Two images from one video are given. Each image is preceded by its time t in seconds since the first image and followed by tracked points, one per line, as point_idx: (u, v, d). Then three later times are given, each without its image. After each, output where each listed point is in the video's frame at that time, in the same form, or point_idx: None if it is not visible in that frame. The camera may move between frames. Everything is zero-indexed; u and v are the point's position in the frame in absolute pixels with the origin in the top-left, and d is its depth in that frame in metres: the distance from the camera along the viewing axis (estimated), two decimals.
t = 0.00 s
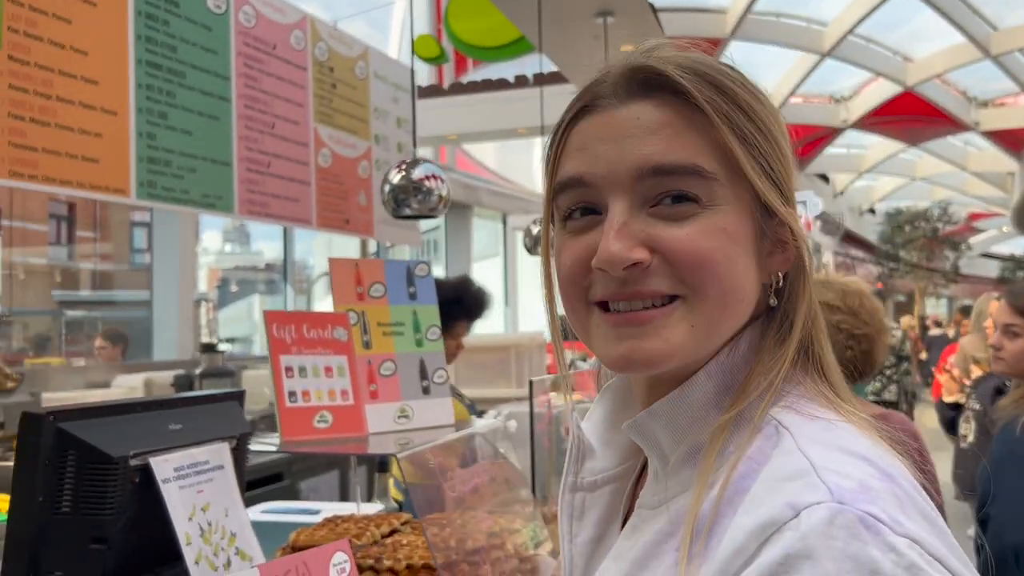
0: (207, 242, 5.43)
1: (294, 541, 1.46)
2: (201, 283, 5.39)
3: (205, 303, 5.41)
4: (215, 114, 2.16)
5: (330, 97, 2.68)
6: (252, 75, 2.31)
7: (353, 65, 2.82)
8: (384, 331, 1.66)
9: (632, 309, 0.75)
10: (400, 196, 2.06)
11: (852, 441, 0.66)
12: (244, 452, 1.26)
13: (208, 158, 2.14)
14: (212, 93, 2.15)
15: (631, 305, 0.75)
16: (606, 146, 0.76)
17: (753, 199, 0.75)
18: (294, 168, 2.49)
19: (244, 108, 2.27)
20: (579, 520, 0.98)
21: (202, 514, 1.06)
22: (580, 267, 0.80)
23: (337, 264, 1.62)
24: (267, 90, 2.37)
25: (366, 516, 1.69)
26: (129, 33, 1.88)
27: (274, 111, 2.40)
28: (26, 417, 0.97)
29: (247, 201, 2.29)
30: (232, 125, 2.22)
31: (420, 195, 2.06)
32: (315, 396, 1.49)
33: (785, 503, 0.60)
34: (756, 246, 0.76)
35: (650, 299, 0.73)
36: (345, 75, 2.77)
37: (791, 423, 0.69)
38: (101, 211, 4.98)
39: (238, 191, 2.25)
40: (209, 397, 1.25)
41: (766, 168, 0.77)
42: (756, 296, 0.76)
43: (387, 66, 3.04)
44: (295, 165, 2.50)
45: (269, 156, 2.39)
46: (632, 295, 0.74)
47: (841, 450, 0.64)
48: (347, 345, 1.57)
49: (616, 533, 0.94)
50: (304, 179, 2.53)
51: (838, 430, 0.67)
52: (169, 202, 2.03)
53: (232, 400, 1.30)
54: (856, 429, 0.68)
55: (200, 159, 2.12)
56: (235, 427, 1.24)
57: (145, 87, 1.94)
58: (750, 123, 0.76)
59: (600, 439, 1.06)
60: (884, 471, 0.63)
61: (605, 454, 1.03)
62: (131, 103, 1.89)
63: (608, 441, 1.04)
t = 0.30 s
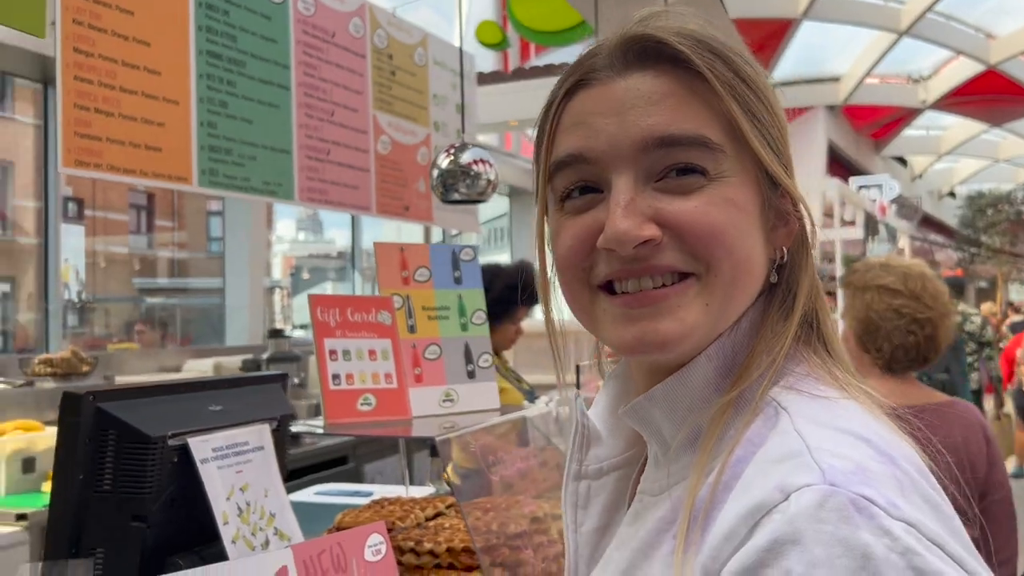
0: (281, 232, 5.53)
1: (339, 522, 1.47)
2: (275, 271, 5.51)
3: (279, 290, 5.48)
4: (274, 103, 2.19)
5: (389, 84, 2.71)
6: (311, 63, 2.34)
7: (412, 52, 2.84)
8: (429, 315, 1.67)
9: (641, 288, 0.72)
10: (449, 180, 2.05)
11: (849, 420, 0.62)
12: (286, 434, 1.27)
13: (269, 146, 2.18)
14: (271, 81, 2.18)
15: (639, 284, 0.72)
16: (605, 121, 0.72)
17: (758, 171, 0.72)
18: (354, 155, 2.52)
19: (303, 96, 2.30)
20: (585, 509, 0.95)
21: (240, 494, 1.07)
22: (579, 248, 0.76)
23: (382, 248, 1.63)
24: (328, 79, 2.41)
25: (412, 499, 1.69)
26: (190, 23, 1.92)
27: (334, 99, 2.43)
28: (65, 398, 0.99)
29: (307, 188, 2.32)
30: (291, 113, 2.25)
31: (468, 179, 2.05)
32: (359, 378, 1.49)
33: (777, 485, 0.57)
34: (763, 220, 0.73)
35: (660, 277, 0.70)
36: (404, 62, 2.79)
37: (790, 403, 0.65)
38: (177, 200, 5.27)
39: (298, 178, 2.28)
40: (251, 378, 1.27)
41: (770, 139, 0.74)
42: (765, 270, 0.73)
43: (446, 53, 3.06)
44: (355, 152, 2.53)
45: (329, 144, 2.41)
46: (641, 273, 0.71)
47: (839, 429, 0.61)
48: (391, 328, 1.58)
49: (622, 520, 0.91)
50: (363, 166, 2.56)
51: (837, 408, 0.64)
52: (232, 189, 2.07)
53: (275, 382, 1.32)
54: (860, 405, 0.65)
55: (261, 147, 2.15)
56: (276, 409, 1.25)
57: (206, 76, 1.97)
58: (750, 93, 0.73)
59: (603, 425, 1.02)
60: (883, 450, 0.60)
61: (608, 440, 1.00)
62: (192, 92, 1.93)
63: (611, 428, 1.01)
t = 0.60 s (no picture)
0: (368, 219, 5.53)
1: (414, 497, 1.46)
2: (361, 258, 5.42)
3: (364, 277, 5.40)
4: (353, 85, 2.20)
5: (467, 65, 2.71)
6: (390, 45, 2.34)
7: (491, 33, 2.84)
8: (502, 291, 1.64)
9: (720, 241, 0.67)
10: (524, 156, 2.02)
11: (947, 383, 0.56)
12: (358, 407, 1.26)
13: (350, 129, 2.19)
14: (351, 64, 2.19)
15: (718, 237, 0.67)
16: (678, 61, 0.67)
17: (846, 113, 0.66)
18: (432, 137, 2.52)
19: (382, 78, 2.32)
20: (655, 483, 0.91)
21: (310, 466, 1.07)
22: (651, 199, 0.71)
23: (457, 223, 1.61)
24: (405, 60, 2.41)
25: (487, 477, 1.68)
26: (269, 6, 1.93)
27: (412, 81, 2.44)
28: (138, 365, 0.99)
29: (387, 169, 2.33)
30: (370, 95, 2.26)
31: (543, 154, 2.01)
32: (432, 353, 1.48)
33: (866, 452, 0.51)
34: (853, 165, 0.67)
35: (739, 226, 0.65)
36: (482, 43, 2.78)
37: (882, 365, 0.59)
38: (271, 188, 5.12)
39: (379, 161, 2.30)
40: (321, 351, 1.26)
41: (857, 77, 0.68)
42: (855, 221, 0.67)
43: (525, 34, 3.04)
44: (435, 134, 2.53)
45: (409, 126, 2.42)
46: (719, 223, 0.66)
47: (936, 393, 0.55)
48: (464, 304, 1.56)
49: (696, 495, 0.86)
50: (442, 148, 2.56)
51: (935, 369, 0.57)
52: (312, 171, 2.09)
53: (347, 355, 1.31)
54: (959, 366, 0.59)
55: (341, 130, 2.17)
56: (348, 382, 1.25)
57: (287, 59, 1.99)
58: (835, 26, 0.67)
59: (672, 395, 0.97)
60: (988, 417, 0.53)
61: (679, 411, 0.95)
62: (273, 75, 1.94)
63: (681, 398, 0.96)
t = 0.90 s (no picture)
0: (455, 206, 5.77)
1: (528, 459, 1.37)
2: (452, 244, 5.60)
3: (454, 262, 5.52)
4: (453, 49, 2.19)
5: (569, 29, 2.65)
6: (488, 8, 2.32)
7: None
8: (620, 243, 1.53)
9: (966, 83, 0.62)
10: (639, 103, 1.93)
11: None
12: (474, 356, 1.18)
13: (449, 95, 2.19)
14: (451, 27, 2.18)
15: (962, 79, 0.62)
16: None
17: None
18: (533, 104, 2.50)
19: (483, 41, 2.30)
20: (856, 410, 0.86)
21: (428, 413, 0.99)
22: (873, 36, 0.69)
23: (570, 169, 1.53)
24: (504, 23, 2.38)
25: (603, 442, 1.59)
26: None
27: (512, 45, 2.41)
28: (249, 300, 0.93)
29: (485, 136, 2.33)
30: (470, 58, 2.25)
31: (660, 101, 1.91)
32: (548, 305, 1.40)
33: None
34: None
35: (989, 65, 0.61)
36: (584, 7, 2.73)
37: None
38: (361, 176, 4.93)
39: (478, 127, 2.29)
40: (434, 297, 1.18)
41: None
42: None
43: None
44: (534, 101, 2.51)
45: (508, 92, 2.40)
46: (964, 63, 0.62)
47: None
48: (581, 254, 1.47)
49: (910, 429, 0.81)
50: (543, 116, 2.53)
51: None
52: (413, 138, 2.09)
53: (461, 304, 1.23)
54: None
55: (441, 95, 2.16)
56: (464, 328, 1.17)
57: (387, 21, 1.98)
58: None
59: (871, 310, 0.91)
60: None
61: (881, 328, 0.89)
62: (374, 37, 1.94)
63: (883, 316, 0.89)
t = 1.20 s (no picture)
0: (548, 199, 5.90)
1: (659, 465, 1.28)
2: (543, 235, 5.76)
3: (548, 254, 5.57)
4: (559, 35, 2.24)
5: (675, 11, 2.63)
6: None
7: None
8: (757, 229, 1.44)
9: None
10: (771, 79, 2.11)
11: None
12: (604, 353, 1.08)
13: (552, 80, 2.22)
14: (556, 12, 2.23)
15: None
16: None
17: None
18: (639, 89, 2.49)
19: (587, 26, 2.33)
20: None
21: (561, 416, 0.89)
22: None
23: (702, 149, 1.45)
24: (611, 8, 2.40)
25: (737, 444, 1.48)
26: None
27: (617, 29, 2.43)
28: (370, 292, 0.86)
29: (591, 123, 2.34)
30: (574, 44, 2.29)
31: (791, 76, 2.09)
32: (681, 298, 1.29)
33: None
34: None
35: None
36: None
37: None
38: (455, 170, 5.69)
39: (582, 113, 2.32)
40: (562, 287, 1.09)
41: None
42: None
43: None
44: (640, 85, 2.49)
45: (613, 77, 2.41)
46: None
47: None
48: (715, 241, 1.35)
49: None
50: (648, 100, 2.51)
51: None
52: (516, 125, 2.13)
53: (589, 296, 1.14)
54: None
55: (544, 81, 2.20)
56: (594, 322, 1.07)
57: (491, 10, 2.05)
58: None
59: None
60: None
61: None
62: (477, 25, 2.01)
63: None
